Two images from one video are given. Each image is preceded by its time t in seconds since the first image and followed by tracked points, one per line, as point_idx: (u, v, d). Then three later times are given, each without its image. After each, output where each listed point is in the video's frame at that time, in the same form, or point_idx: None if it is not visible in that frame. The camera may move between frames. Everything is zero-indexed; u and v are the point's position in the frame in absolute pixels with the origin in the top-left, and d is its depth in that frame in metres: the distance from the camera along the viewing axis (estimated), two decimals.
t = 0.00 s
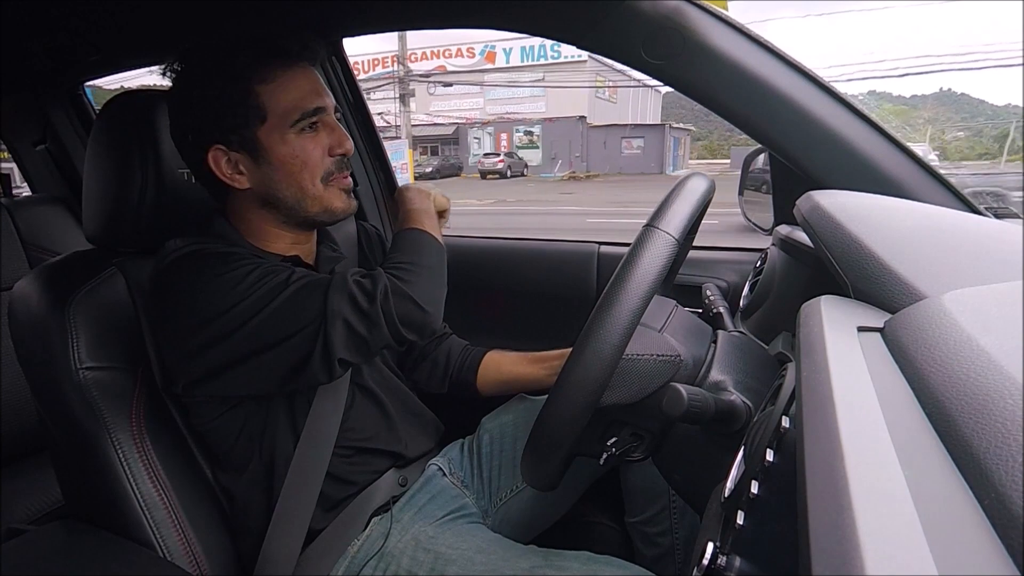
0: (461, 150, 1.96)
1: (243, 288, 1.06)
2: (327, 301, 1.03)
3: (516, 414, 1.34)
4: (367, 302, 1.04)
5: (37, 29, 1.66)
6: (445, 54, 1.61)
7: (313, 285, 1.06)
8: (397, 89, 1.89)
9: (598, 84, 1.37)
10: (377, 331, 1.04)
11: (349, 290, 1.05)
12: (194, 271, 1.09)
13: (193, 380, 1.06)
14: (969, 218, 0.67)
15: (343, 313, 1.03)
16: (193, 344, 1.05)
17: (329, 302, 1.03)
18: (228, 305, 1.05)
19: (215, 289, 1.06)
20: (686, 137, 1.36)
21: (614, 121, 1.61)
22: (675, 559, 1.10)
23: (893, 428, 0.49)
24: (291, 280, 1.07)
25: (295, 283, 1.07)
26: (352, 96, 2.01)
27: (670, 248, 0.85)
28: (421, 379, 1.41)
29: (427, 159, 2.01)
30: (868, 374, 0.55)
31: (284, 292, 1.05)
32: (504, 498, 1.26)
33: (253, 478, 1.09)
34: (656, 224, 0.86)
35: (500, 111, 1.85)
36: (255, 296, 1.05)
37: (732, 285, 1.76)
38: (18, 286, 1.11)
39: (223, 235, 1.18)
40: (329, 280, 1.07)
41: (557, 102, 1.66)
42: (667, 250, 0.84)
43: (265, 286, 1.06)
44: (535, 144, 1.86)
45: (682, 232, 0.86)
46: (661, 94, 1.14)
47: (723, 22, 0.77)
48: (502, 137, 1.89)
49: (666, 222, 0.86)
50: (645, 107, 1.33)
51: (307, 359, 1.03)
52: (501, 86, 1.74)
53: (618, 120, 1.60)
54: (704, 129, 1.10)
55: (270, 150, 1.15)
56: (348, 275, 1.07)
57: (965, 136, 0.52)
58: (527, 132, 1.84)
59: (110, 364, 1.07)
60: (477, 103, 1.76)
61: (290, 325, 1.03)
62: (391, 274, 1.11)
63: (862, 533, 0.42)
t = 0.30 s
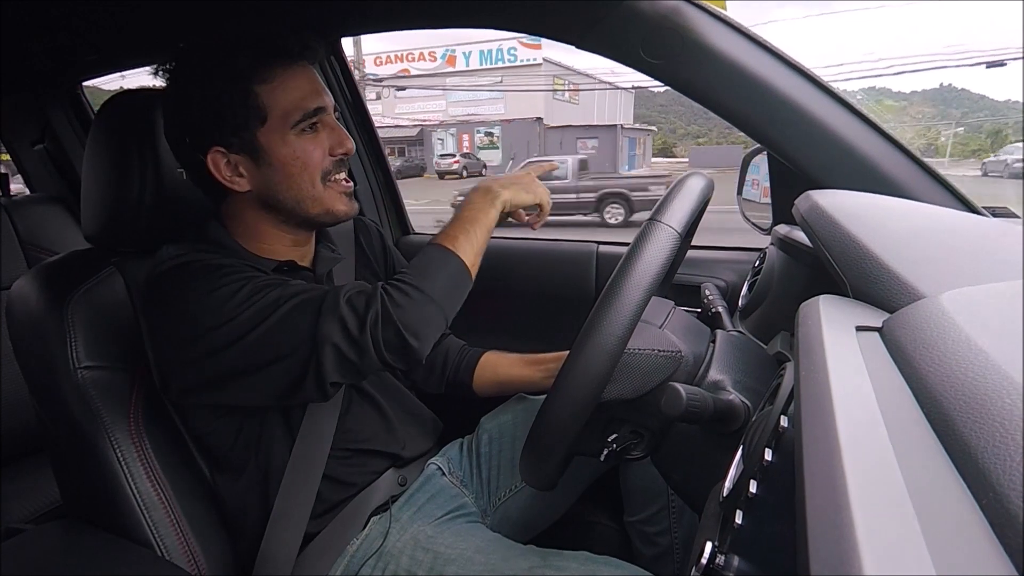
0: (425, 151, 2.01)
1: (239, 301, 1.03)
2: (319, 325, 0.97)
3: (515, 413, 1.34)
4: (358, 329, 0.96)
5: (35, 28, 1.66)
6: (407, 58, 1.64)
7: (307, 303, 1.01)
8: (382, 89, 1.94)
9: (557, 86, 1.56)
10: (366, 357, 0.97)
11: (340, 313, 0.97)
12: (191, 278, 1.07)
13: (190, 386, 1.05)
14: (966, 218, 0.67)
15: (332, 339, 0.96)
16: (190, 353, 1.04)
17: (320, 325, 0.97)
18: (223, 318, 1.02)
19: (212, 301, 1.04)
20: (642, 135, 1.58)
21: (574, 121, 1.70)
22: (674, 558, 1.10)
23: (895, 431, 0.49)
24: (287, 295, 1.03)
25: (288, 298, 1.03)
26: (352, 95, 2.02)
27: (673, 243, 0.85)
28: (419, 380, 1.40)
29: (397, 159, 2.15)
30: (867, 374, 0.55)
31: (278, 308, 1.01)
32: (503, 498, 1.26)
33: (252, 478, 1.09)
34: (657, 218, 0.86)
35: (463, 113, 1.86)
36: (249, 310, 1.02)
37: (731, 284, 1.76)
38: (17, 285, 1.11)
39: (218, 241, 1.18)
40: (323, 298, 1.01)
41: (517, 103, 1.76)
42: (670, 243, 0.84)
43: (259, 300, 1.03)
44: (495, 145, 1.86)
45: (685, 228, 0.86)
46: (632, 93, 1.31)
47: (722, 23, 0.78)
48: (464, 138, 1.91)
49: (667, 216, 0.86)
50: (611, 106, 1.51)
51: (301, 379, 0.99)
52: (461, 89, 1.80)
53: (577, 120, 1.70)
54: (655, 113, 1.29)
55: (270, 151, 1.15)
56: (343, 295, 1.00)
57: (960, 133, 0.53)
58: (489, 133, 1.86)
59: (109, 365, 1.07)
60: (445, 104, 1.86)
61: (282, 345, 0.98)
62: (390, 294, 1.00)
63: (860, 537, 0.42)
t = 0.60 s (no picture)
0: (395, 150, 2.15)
1: (236, 297, 1.03)
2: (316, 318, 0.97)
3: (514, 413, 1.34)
4: (356, 322, 0.96)
5: (35, 27, 1.66)
6: (374, 60, 1.77)
7: (305, 297, 1.01)
8: (382, 88, 1.94)
9: (520, 89, 1.63)
10: (365, 350, 0.97)
11: (337, 305, 0.97)
12: (190, 276, 1.07)
13: (190, 385, 1.05)
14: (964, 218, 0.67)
15: (330, 332, 0.96)
16: (189, 352, 1.04)
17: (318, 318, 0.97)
18: (221, 315, 1.02)
19: (210, 298, 1.04)
20: (602, 136, 1.55)
21: (538, 122, 1.71)
22: (674, 557, 1.10)
23: (894, 430, 0.49)
24: (284, 290, 1.03)
25: (286, 293, 1.03)
26: (351, 94, 2.02)
27: (663, 257, 0.84)
28: (424, 376, 1.41)
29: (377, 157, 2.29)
30: (866, 374, 0.55)
31: (275, 303, 1.01)
32: (502, 497, 1.26)
33: (251, 477, 1.09)
34: (647, 233, 0.85)
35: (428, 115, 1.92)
36: (246, 306, 1.02)
37: (730, 284, 1.76)
38: (16, 284, 1.11)
39: (217, 243, 1.18)
40: (321, 292, 1.01)
41: (478, 103, 1.80)
42: (660, 258, 0.83)
43: (257, 296, 1.03)
44: (459, 146, 1.93)
45: (676, 240, 0.85)
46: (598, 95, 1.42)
47: (721, 21, 0.78)
48: (430, 140, 2.00)
49: (657, 231, 0.85)
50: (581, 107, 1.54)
51: (300, 374, 0.99)
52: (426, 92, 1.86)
53: (538, 122, 1.71)
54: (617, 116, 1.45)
55: (268, 152, 1.15)
56: (341, 288, 1.00)
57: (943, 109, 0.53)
58: (452, 134, 1.93)
59: (108, 365, 1.07)
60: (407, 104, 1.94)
61: (280, 340, 0.98)
62: (389, 286, 0.99)
63: (860, 539, 0.42)
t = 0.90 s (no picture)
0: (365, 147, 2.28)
1: (240, 293, 1.03)
2: (321, 313, 0.97)
3: (517, 411, 1.34)
4: (361, 315, 0.96)
5: (37, 24, 1.66)
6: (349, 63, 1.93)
7: (310, 292, 1.01)
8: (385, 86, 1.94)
9: (486, 92, 1.83)
10: (371, 345, 0.97)
11: (343, 301, 0.97)
12: (194, 273, 1.08)
13: (195, 382, 1.06)
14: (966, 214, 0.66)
15: (336, 327, 0.96)
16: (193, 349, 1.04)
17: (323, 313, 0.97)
18: (225, 311, 1.03)
19: (213, 294, 1.04)
20: (565, 138, 1.68)
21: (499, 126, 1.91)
22: (677, 554, 1.11)
23: (898, 427, 0.49)
24: (289, 285, 1.04)
25: (290, 288, 1.03)
26: (353, 91, 2.01)
27: (654, 277, 0.83)
28: (434, 370, 1.42)
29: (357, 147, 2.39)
30: (868, 371, 0.55)
31: (279, 299, 1.01)
32: (505, 494, 1.26)
33: (255, 474, 1.10)
34: (638, 251, 0.83)
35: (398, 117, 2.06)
36: (250, 302, 1.02)
37: (733, 282, 1.76)
38: (20, 281, 1.12)
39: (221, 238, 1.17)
40: (326, 287, 1.01)
41: (445, 109, 1.94)
42: (650, 277, 0.82)
43: (261, 291, 1.03)
44: (426, 147, 2.09)
45: (666, 258, 0.84)
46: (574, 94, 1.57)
47: (724, 18, 0.77)
48: (397, 141, 2.14)
49: (648, 249, 0.83)
50: (556, 109, 1.69)
51: (305, 370, 0.99)
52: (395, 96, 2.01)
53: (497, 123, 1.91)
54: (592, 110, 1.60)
55: (287, 143, 1.15)
56: (346, 284, 1.01)
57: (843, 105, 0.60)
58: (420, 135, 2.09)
59: (111, 361, 1.07)
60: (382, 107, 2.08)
61: (284, 334, 0.98)
62: (394, 281, 1.00)
63: (862, 535, 0.43)
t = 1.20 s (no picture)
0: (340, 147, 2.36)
1: (241, 288, 1.04)
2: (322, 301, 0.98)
3: (519, 412, 1.34)
4: (364, 302, 0.97)
5: (40, 25, 1.66)
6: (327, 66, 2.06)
7: (311, 282, 1.01)
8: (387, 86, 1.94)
9: (452, 95, 1.97)
10: (374, 331, 0.97)
11: (345, 288, 0.98)
12: (196, 270, 1.08)
13: (198, 379, 1.06)
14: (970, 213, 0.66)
15: (338, 316, 0.96)
16: (196, 346, 1.05)
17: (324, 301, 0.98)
18: (227, 306, 1.03)
19: (215, 290, 1.05)
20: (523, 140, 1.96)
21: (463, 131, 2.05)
22: (679, 554, 1.10)
23: (901, 425, 0.49)
24: (290, 277, 1.04)
25: (292, 280, 1.03)
26: (356, 91, 2.02)
27: (659, 271, 0.83)
28: (432, 372, 1.42)
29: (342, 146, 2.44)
30: (870, 370, 0.55)
31: (280, 292, 1.02)
32: (508, 495, 1.27)
33: (257, 474, 1.10)
34: (643, 246, 0.84)
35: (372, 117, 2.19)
36: (252, 297, 1.02)
37: (735, 282, 1.75)
38: (23, 281, 1.12)
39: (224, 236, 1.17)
40: (327, 277, 1.01)
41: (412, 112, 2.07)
42: (654, 272, 0.82)
43: (263, 284, 1.03)
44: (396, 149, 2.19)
45: (670, 254, 0.84)
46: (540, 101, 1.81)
47: (724, 17, 0.78)
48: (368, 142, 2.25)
49: (653, 244, 0.84)
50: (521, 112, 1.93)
51: (307, 359, 0.99)
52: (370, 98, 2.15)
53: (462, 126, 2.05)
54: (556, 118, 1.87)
55: (292, 139, 1.16)
56: (347, 271, 1.01)
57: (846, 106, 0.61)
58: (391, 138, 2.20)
59: (114, 361, 1.07)
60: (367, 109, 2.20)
61: (286, 325, 0.99)
62: (394, 270, 1.00)
63: (864, 534, 0.43)
